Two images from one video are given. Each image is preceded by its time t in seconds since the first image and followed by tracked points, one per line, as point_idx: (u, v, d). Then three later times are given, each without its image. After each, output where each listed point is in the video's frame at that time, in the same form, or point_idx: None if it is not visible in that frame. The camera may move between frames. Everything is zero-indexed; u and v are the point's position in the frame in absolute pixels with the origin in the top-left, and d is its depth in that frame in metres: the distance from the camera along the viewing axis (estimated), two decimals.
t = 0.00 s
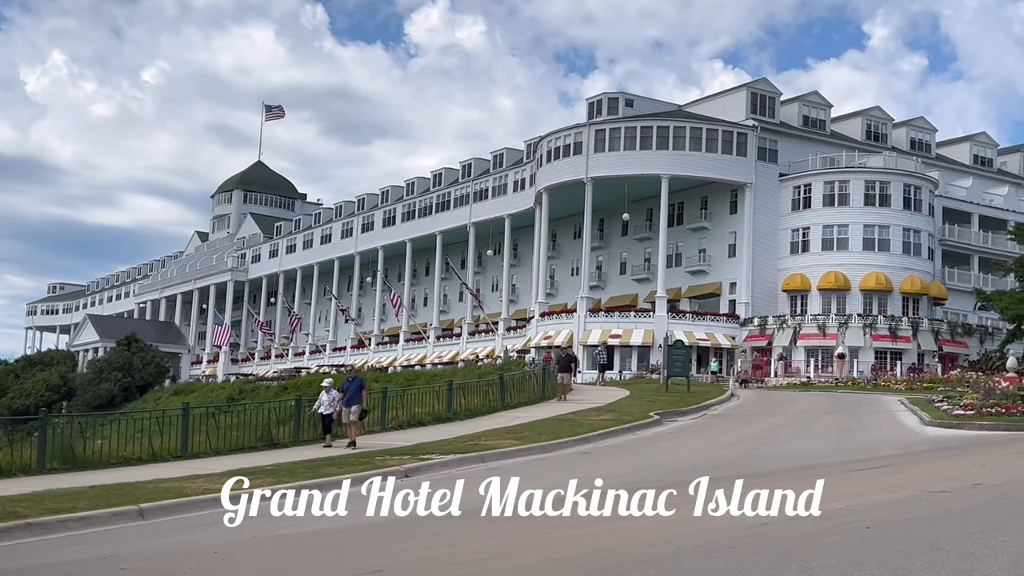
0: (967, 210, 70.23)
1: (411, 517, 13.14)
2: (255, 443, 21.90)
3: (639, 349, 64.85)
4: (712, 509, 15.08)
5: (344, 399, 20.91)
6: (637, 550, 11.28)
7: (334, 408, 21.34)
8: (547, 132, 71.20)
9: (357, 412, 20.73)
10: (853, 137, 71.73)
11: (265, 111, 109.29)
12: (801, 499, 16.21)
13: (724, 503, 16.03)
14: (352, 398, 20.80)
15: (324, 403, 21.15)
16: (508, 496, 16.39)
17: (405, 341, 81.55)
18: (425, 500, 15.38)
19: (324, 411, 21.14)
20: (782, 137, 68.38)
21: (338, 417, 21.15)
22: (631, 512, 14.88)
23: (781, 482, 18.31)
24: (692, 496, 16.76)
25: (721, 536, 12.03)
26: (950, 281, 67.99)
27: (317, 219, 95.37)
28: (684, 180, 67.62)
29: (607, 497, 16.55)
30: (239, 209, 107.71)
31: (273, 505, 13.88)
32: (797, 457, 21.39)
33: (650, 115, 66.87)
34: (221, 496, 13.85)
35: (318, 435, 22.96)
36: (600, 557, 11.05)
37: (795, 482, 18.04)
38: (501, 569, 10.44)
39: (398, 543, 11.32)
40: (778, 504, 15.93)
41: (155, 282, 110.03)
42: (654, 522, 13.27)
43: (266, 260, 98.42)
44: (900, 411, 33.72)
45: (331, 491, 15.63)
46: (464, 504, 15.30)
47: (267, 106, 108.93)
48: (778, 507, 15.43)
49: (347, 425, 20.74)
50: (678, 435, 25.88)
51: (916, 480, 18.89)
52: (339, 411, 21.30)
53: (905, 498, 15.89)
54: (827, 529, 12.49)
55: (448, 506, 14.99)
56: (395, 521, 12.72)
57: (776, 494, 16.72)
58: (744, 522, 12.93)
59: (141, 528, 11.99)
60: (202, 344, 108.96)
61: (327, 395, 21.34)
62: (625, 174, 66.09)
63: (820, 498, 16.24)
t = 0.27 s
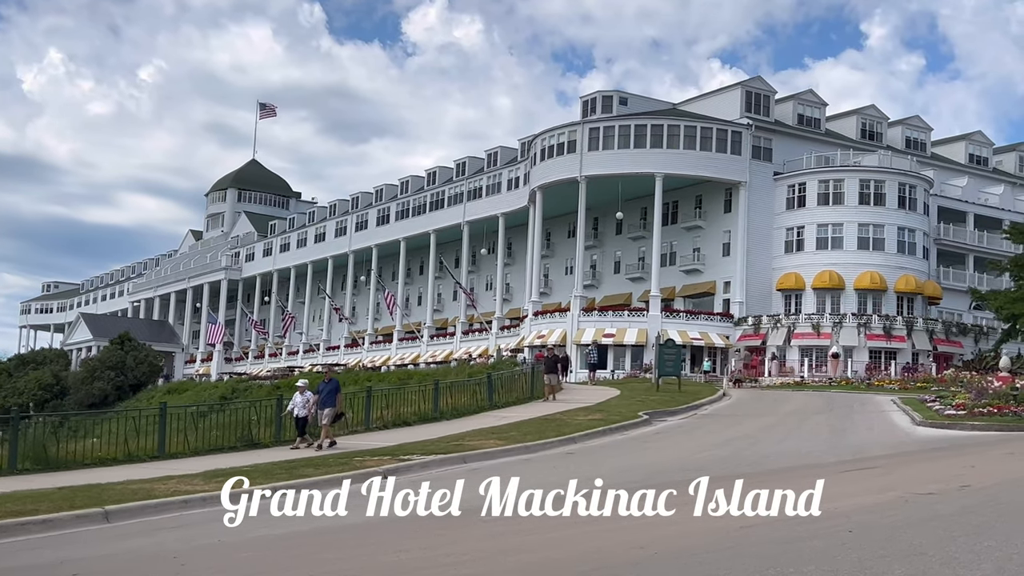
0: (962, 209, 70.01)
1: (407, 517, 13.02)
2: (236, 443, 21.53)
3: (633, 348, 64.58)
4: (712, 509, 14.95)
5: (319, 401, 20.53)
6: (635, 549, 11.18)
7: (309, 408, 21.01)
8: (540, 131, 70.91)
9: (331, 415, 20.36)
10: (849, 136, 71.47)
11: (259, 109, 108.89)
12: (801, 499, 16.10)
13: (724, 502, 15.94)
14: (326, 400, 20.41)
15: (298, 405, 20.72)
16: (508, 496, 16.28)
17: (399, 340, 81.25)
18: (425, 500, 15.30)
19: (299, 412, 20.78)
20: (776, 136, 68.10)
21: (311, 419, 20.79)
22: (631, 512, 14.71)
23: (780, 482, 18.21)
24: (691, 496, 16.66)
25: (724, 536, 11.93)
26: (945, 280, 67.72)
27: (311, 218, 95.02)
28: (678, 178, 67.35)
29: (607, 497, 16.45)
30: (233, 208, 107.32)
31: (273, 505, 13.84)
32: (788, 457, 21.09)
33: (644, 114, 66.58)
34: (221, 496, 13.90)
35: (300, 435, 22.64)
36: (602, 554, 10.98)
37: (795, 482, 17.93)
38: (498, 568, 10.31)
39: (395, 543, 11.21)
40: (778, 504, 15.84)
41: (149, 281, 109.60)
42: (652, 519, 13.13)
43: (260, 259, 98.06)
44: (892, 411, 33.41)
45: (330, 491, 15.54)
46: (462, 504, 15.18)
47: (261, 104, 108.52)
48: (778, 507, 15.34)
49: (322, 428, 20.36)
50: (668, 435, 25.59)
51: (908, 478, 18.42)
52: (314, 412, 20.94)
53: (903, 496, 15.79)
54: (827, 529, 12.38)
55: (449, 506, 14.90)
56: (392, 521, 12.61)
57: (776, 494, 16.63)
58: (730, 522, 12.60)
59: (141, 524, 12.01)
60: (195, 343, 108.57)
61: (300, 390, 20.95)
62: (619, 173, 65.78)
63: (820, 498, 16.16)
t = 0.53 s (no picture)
0: (959, 207, 69.74)
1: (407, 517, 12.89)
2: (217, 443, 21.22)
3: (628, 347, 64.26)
4: (711, 509, 14.74)
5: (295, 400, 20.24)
6: (615, 552, 10.91)
7: (286, 407, 20.83)
8: (535, 128, 70.59)
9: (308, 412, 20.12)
10: (846, 133, 71.18)
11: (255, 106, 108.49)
12: (800, 499, 15.90)
13: (724, 502, 15.71)
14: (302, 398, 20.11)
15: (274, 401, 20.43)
16: (508, 496, 16.07)
17: (394, 338, 80.96)
18: (424, 500, 15.17)
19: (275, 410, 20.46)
20: (772, 133, 67.78)
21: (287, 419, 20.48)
22: (632, 512, 14.49)
23: (782, 481, 18.02)
24: (691, 496, 16.43)
25: (718, 537, 11.75)
26: (942, 278, 67.41)
27: (307, 216, 94.68)
28: (673, 175, 67.04)
29: (607, 497, 16.23)
30: (229, 205, 106.94)
31: (272, 504, 13.60)
32: (778, 458, 20.75)
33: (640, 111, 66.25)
34: (221, 495, 13.68)
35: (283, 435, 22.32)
36: (581, 558, 10.74)
37: (794, 482, 17.71)
38: (485, 569, 10.12)
39: (374, 545, 11.00)
40: (778, 504, 15.63)
41: (144, 279, 109.21)
42: (627, 520, 12.91)
43: (256, 256, 97.72)
44: (886, 410, 33.04)
45: (330, 491, 15.43)
46: (457, 504, 14.97)
47: (257, 101, 108.14)
48: (778, 508, 15.14)
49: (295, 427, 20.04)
50: (657, 435, 25.22)
51: (898, 479, 18.09)
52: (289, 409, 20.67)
53: (892, 497, 15.56)
54: (815, 530, 12.17)
55: (449, 506, 14.75)
56: (389, 520, 12.45)
57: (776, 494, 16.42)
58: (710, 523, 12.30)
59: (133, 522, 11.90)
60: (191, 341, 108.21)
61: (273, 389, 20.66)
62: (615, 170, 65.47)
63: (820, 498, 15.96)
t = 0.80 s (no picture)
0: (958, 205, 69.44)
1: (408, 517, 12.79)
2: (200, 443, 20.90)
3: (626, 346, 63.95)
4: (711, 508, 14.56)
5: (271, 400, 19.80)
6: (588, 558, 10.60)
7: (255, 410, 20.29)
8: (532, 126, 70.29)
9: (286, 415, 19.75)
10: (845, 131, 70.87)
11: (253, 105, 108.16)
12: (801, 499, 15.74)
13: (724, 502, 15.56)
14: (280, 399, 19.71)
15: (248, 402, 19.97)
16: (508, 496, 15.92)
17: (391, 337, 80.68)
18: (424, 500, 15.04)
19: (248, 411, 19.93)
20: (770, 131, 67.47)
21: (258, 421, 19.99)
22: (632, 512, 14.28)
23: (783, 482, 17.89)
24: (692, 496, 16.26)
25: (710, 539, 11.52)
26: (941, 277, 67.08)
27: (304, 214, 94.39)
28: (671, 173, 66.74)
29: (607, 497, 16.04)
30: (226, 204, 106.64)
31: (272, 504, 13.49)
32: (768, 459, 20.44)
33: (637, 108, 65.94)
34: (221, 495, 13.57)
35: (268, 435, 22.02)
36: (560, 562, 10.46)
37: (793, 482, 17.52)
38: (470, 571, 9.90)
39: (362, 547, 10.82)
40: (778, 504, 15.48)
41: (142, 278, 108.91)
42: (602, 520, 12.58)
43: (253, 255, 97.46)
44: (882, 409, 32.76)
45: (330, 491, 15.35)
46: (450, 504, 14.76)
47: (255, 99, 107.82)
48: (778, 507, 14.99)
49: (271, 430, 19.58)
50: (648, 435, 24.91)
51: (888, 480, 17.76)
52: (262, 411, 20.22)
53: (881, 499, 15.23)
54: (800, 535, 11.84)
55: (449, 506, 14.62)
56: (388, 521, 12.29)
57: (776, 495, 16.26)
58: (693, 526, 11.96)
59: (117, 524, 11.78)
60: (188, 340, 107.91)
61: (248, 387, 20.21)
62: (612, 168, 65.16)
63: (820, 498, 15.78)
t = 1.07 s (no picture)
0: (958, 204, 69.16)
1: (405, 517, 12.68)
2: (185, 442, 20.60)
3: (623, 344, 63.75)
4: (711, 509, 14.41)
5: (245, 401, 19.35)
6: (566, 562, 10.37)
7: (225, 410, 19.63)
8: (530, 124, 70.03)
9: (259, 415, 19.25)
10: (844, 129, 70.61)
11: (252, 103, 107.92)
12: (801, 499, 15.60)
13: (724, 502, 15.43)
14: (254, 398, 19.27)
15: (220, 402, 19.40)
16: (508, 496, 15.80)
17: (389, 336, 80.51)
18: (424, 500, 14.97)
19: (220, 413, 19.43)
20: (769, 128, 67.19)
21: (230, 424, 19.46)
22: (632, 512, 14.09)
23: (784, 481, 17.79)
24: (691, 496, 16.12)
25: (696, 542, 11.28)
26: (941, 275, 66.82)
27: (302, 213, 94.15)
28: (669, 172, 66.49)
29: (607, 496, 15.88)
30: (225, 202, 106.43)
31: (272, 504, 13.47)
32: (759, 459, 20.12)
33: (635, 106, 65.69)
34: (221, 494, 13.59)
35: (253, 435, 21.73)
36: (541, 567, 10.22)
37: (793, 482, 17.39)
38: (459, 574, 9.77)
39: (349, 551, 10.68)
40: (778, 504, 15.35)
41: (141, 276, 108.75)
42: (582, 520, 12.25)
43: (252, 254, 97.26)
44: (879, 408, 32.54)
45: (330, 491, 15.31)
46: (439, 505, 14.54)
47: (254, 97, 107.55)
48: (778, 507, 14.86)
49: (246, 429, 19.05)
50: (640, 435, 24.63)
51: (880, 481, 17.41)
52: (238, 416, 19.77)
53: (871, 502, 14.90)
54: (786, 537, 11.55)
55: (449, 506, 14.53)
56: (387, 520, 12.15)
57: (776, 494, 16.12)
58: (675, 529, 11.69)
59: (99, 526, 11.63)
60: (186, 339, 107.78)
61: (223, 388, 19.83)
62: (610, 166, 64.92)
63: (820, 498, 15.63)
